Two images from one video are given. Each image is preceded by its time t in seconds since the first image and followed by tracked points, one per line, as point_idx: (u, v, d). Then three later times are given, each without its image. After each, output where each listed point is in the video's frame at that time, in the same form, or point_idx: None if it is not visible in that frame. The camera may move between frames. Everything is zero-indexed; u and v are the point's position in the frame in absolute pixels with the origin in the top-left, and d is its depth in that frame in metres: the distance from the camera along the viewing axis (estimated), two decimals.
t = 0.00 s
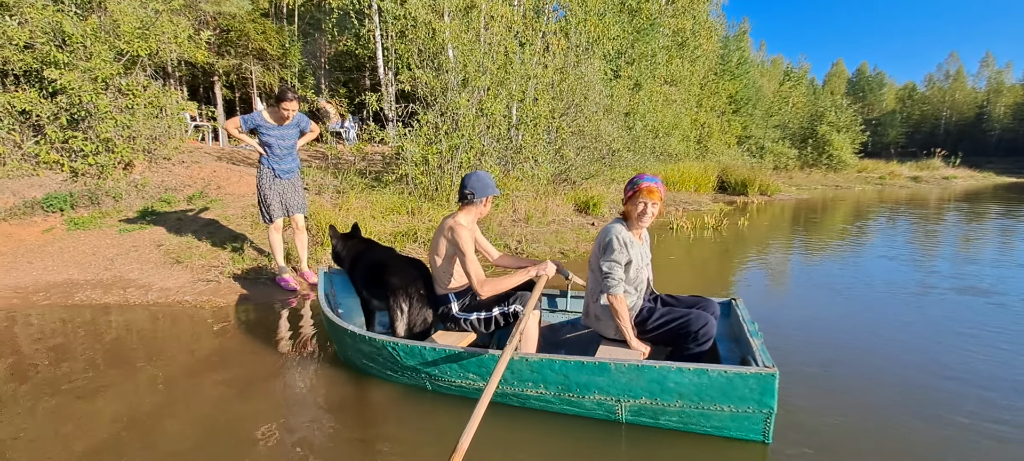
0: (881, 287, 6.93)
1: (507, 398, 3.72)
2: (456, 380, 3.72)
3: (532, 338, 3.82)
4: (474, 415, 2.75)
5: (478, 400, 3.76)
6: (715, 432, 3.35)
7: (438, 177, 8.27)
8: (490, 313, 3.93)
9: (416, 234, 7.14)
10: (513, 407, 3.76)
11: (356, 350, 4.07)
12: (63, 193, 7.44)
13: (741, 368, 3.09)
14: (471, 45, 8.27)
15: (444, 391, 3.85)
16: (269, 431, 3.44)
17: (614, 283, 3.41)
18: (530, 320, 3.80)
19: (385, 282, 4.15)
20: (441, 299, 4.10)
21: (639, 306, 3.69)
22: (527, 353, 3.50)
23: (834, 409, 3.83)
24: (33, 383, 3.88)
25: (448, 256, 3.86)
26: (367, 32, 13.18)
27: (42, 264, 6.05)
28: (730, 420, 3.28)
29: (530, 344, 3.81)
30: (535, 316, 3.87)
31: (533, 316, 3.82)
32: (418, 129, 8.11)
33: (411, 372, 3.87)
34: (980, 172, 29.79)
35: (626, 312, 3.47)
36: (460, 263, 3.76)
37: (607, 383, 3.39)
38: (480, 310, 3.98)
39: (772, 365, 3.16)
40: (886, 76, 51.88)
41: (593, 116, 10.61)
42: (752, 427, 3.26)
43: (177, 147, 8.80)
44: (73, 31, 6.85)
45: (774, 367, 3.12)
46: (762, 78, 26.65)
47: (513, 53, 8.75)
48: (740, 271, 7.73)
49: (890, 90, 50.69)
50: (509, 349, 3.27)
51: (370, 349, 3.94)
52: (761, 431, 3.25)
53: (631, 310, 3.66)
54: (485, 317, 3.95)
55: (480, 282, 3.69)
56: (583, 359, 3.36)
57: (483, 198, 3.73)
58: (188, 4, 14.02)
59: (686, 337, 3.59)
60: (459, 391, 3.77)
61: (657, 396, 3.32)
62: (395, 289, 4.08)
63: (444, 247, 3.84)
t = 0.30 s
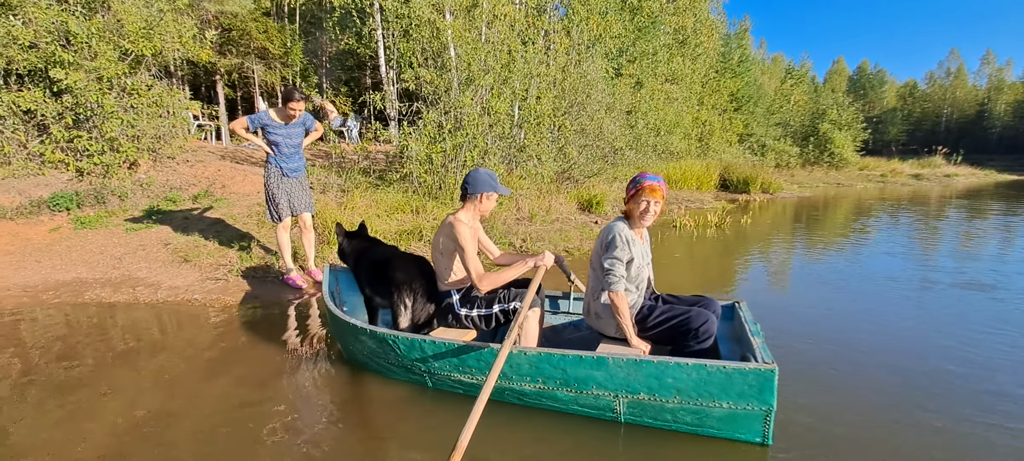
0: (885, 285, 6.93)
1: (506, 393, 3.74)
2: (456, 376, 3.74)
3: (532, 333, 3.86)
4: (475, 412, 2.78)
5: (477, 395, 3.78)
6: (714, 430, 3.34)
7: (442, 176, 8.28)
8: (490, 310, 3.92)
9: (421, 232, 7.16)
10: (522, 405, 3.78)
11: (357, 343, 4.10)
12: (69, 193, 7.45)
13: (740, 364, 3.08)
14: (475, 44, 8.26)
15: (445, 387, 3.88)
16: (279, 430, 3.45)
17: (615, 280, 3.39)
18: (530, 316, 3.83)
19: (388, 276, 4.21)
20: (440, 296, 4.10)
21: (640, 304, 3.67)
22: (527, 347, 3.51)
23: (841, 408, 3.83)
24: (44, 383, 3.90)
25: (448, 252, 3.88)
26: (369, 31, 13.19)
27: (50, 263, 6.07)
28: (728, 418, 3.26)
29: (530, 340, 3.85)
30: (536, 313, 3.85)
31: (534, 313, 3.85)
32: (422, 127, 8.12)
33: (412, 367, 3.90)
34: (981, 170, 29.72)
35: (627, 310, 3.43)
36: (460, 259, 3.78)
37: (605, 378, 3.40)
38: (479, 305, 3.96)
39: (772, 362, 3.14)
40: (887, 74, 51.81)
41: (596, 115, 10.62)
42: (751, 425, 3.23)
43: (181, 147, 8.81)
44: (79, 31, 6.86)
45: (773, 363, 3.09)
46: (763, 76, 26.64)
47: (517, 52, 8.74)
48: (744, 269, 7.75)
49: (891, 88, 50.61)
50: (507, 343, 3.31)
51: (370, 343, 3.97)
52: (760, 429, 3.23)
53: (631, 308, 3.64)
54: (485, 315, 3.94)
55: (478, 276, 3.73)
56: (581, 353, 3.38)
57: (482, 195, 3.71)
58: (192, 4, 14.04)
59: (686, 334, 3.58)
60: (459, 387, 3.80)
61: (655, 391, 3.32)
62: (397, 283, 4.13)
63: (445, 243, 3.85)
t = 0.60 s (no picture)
0: (886, 282, 6.94)
1: (504, 389, 3.77)
2: (453, 372, 3.77)
3: (532, 330, 3.85)
4: (474, 407, 2.81)
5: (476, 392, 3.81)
6: (709, 429, 3.35)
7: (446, 174, 8.30)
8: (490, 306, 3.99)
9: (426, 231, 7.19)
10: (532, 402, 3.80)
11: (358, 338, 4.13)
12: (75, 191, 7.51)
13: (735, 362, 3.09)
14: (478, 43, 8.29)
15: (444, 383, 3.91)
16: (289, 428, 3.47)
17: (614, 278, 3.37)
18: (530, 313, 3.84)
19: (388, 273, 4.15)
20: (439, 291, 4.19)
21: (638, 302, 3.67)
22: (522, 344, 3.55)
23: (845, 406, 3.84)
24: (56, 381, 3.91)
25: (447, 248, 3.93)
26: (371, 30, 13.21)
27: (59, 262, 6.09)
28: (723, 416, 3.27)
29: (529, 338, 3.83)
30: (536, 310, 3.87)
31: (533, 310, 3.86)
32: (426, 126, 8.14)
33: (410, 363, 3.93)
34: (982, 167, 29.67)
35: (626, 308, 3.41)
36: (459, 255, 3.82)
37: (601, 375, 3.41)
38: (479, 303, 4.03)
39: (767, 360, 3.15)
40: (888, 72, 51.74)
41: (598, 113, 10.64)
42: (746, 424, 3.24)
43: (186, 145, 8.80)
44: (83, 30, 6.89)
45: (769, 362, 3.10)
46: (764, 74, 26.63)
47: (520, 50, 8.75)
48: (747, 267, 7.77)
49: (892, 85, 50.53)
50: (504, 340, 3.35)
51: (371, 338, 4.00)
52: (755, 428, 3.23)
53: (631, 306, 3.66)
54: (485, 311, 4.00)
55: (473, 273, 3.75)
56: (577, 349, 3.40)
57: (490, 196, 3.71)
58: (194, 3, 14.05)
59: (686, 332, 3.58)
60: (457, 383, 3.83)
61: (650, 389, 3.33)
62: (398, 281, 4.09)
63: (445, 239, 3.90)
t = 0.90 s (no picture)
0: (890, 280, 6.94)
1: (501, 385, 3.81)
2: (452, 368, 3.82)
3: (530, 328, 3.89)
4: (481, 407, 2.86)
5: (475, 387, 3.86)
6: (702, 426, 3.37)
7: (453, 173, 8.34)
8: (490, 304, 3.99)
9: (433, 229, 7.23)
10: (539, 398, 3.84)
11: (360, 334, 4.20)
12: (87, 190, 7.56)
13: (726, 363, 3.10)
14: (484, 41, 8.32)
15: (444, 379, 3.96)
16: (300, 424, 3.52)
17: (615, 277, 3.33)
18: (529, 311, 3.88)
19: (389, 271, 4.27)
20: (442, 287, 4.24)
21: (637, 302, 3.66)
22: (517, 341, 3.59)
23: (849, 404, 3.85)
24: (72, 378, 3.98)
25: (450, 248, 3.99)
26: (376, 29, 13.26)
27: (73, 260, 6.17)
28: (715, 415, 3.29)
29: (527, 335, 3.88)
30: (534, 308, 3.90)
31: (532, 307, 3.89)
32: (433, 125, 8.18)
33: (410, 359, 3.99)
34: (989, 165, 29.53)
35: (625, 309, 3.42)
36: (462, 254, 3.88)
37: (594, 373, 3.43)
38: (479, 300, 4.04)
39: (759, 360, 3.15)
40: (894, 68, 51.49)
41: (603, 111, 10.65)
42: (738, 422, 3.26)
43: (194, 144, 8.87)
44: (94, 30, 6.97)
45: (760, 362, 3.09)
46: (769, 71, 26.57)
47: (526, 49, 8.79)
48: (752, 264, 7.79)
49: (898, 82, 50.30)
50: (502, 337, 3.38)
51: (372, 334, 4.06)
52: (747, 427, 3.25)
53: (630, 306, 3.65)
54: (484, 309, 4.01)
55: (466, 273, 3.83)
56: (571, 348, 3.42)
57: (495, 199, 3.72)
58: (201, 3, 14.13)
59: (683, 332, 3.56)
60: (456, 379, 3.89)
61: (643, 387, 3.36)
62: (398, 278, 4.20)
63: (449, 238, 3.95)
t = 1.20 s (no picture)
0: (914, 279, 6.83)
1: (514, 381, 3.88)
2: (467, 363, 3.90)
3: (543, 325, 3.93)
4: (492, 390, 2.91)
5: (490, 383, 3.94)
6: (713, 425, 3.39)
7: (472, 171, 8.41)
8: (503, 301, 4.05)
9: (452, 227, 7.31)
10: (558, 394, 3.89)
11: (379, 329, 4.33)
12: (120, 190, 7.78)
13: (736, 363, 3.10)
14: (503, 40, 8.38)
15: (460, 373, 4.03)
16: (326, 417, 3.62)
17: (628, 275, 3.36)
18: (541, 307, 3.90)
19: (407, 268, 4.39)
20: (457, 286, 4.29)
21: (650, 300, 3.67)
22: (529, 339, 3.65)
23: (869, 404, 3.83)
24: (111, 370, 4.14)
25: (462, 244, 4.02)
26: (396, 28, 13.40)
27: (108, 256, 6.39)
28: (726, 415, 3.30)
29: (542, 332, 3.91)
30: (547, 304, 3.93)
31: (544, 304, 3.92)
32: (453, 124, 8.27)
33: (427, 355, 4.08)
34: (1019, 160, 28.76)
35: (637, 306, 3.44)
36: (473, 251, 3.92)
37: (604, 371, 3.47)
38: (492, 297, 4.10)
39: (770, 361, 3.14)
40: (921, 61, 50.30)
41: (622, 108, 10.64)
42: (749, 422, 3.27)
43: (220, 144, 9.07)
44: (124, 34, 7.33)
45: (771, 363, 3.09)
46: (791, 66, 26.21)
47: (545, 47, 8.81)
48: (773, 262, 7.74)
49: (924, 76, 49.19)
50: (515, 335, 3.41)
51: (389, 329, 4.18)
52: (759, 427, 3.25)
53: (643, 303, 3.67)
54: (498, 305, 4.07)
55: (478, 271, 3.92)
56: (581, 347, 3.46)
57: (507, 196, 3.78)
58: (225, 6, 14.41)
59: (696, 331, 3.56)
60: (471, 375, 3.96)
61: (653, 386, 3.38)
62: (416, 275, 4.32)
63: (462, 235, 4.00)
